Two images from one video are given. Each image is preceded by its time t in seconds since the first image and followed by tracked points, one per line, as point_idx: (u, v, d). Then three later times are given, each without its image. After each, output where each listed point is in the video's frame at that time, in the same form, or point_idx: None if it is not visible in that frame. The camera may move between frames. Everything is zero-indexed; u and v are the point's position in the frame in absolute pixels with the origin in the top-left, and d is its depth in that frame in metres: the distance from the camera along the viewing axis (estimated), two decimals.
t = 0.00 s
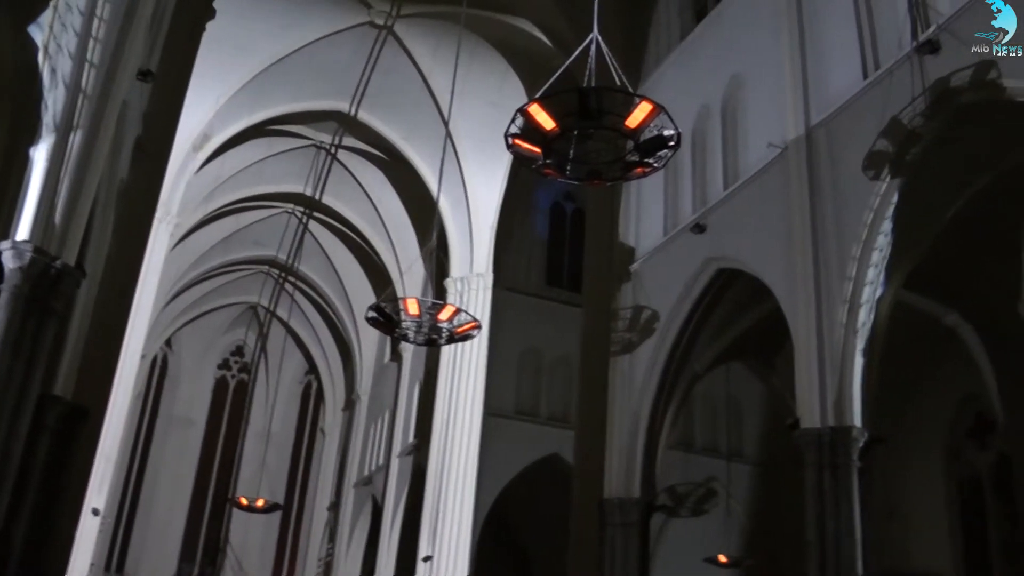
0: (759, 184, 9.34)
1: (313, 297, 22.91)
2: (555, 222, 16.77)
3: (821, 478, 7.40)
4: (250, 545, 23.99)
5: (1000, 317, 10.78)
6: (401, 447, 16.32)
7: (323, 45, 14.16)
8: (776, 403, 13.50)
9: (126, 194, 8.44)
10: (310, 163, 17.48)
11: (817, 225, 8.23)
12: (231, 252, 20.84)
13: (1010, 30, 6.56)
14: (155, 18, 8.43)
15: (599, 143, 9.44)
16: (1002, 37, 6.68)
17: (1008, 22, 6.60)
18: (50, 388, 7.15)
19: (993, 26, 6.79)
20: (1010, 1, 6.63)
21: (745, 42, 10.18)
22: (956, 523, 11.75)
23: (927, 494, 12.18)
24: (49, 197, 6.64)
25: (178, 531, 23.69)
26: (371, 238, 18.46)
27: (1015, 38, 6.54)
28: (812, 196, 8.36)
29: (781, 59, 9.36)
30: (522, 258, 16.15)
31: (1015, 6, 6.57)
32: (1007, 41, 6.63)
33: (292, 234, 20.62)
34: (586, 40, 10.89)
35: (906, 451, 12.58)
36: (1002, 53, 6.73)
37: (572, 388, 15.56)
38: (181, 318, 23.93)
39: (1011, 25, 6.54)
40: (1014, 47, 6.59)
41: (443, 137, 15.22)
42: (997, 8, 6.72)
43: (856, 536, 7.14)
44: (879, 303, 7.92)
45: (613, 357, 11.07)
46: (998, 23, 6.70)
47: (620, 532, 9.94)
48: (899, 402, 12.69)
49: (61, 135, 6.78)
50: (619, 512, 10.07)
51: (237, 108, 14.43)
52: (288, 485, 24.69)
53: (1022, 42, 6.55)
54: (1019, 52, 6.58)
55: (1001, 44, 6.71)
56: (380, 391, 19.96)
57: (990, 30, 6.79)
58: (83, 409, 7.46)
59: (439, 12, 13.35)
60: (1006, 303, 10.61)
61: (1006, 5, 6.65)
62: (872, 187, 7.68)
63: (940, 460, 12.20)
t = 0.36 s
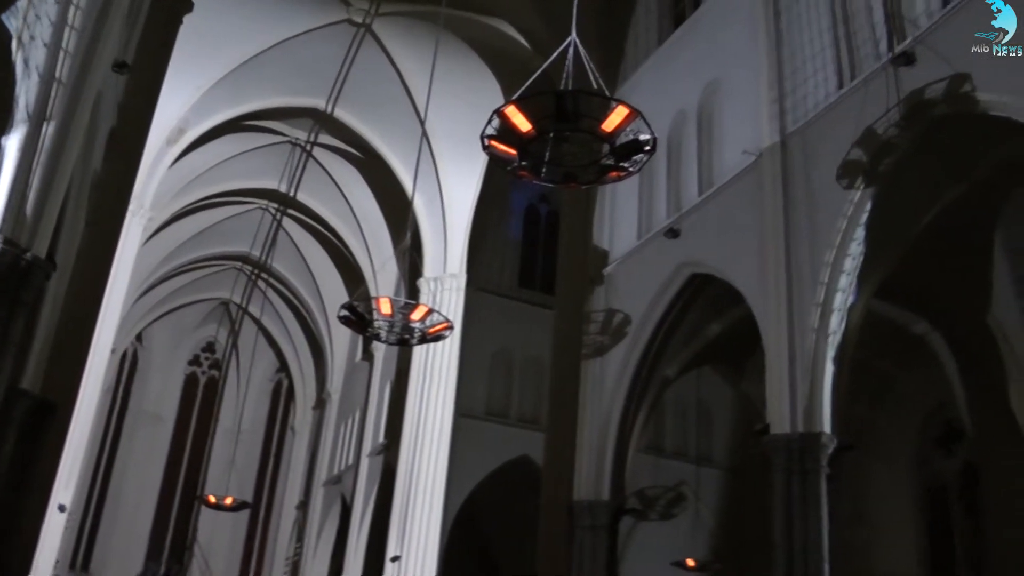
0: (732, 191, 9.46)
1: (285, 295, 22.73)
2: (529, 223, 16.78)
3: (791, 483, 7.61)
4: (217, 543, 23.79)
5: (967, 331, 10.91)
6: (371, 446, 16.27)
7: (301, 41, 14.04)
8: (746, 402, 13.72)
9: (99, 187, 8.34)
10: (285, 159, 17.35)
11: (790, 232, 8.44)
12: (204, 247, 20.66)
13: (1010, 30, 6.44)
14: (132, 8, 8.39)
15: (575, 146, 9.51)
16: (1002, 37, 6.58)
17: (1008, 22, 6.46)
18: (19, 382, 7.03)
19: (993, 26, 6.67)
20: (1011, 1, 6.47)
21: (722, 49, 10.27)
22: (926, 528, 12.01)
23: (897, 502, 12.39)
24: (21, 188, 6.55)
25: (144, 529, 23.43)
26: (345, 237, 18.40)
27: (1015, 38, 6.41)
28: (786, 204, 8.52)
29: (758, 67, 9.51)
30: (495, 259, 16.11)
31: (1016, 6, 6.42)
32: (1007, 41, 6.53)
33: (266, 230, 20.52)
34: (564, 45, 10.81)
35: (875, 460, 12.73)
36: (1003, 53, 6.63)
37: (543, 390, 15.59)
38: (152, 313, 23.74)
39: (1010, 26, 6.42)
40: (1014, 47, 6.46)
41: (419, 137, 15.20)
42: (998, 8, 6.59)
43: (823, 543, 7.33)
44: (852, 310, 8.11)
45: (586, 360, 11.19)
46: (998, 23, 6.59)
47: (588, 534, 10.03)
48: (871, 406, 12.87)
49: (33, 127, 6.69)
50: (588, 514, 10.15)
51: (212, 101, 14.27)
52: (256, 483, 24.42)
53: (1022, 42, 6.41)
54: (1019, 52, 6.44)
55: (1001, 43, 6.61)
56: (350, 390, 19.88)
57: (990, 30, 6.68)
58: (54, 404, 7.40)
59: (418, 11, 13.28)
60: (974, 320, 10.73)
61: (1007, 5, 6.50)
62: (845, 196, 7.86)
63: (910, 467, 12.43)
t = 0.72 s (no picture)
0: (706, 195, 9.60)
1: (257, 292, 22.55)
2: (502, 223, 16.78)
3: (760, 487, 7.81)
4: (184, 542, 23.49)
5: (931, 331, 11.32)
6: (341, 445, 16.17)
7: (278, 37, 13.91)
8: (715, 407, 13.90)
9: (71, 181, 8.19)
10: (259, 155, 17.18)
11: (763, 238, 8.58)
12: (175, 243, 20.40)
13: (1010, 29, 6.40)
14: None
15: (550, 148, 9.54)
16: (1002, 37, 6.53)
17: (1008, 22, 6.43)
18: None
19: (993, 26, 6.63)
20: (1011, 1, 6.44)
21: (699, 55, 10.37)
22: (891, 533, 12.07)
23: (863, 506, 12.52)
24: None
25: (110, 527, 23.10)
26: (318, 235, 18.28)
27: (1015, 38, 6.37)
28: (759, 211, 8.70)
29: (734, 74, 9.67)
30: (468, 260, 16.09)
31: (1015, 6, 6.40)
32: (1007, 41, 6.48)
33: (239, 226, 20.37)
34: (540, 47, 10.81)
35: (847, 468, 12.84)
36: (1003, 53, 6.58)
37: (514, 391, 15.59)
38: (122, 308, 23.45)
39: (1011, 26, 6.38)
40: (1014, 47, 6.42)
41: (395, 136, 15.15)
42: (998, 8, 6.56)
43: (790, 543, 7.57)
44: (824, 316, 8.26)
45: (557, 362, 11.24)
46: (998, 23, 6.55)
47: (558, 535, 10.10)
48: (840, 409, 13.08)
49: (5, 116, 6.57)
50: (556, 516, 10.20)
51: (187, 96, 13.94)
52: (225, 482, 24.24)
53: (1022, 41, 6.37)
54: (1019, 52, 6.40)
55: (1001, 43, 6.56)
56: (320, 389, 19.78)
57: (990, 30, 6.64)
58: (22, 400, 7.29)
59: (397, 9, 13.19)
60: (942, 326, 11.15)
61: (1007, 5, 6.47)
62: (818, 204, 8.05)
63: (875, 471, 12.54)
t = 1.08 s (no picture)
0: (678, 196, 9.71)
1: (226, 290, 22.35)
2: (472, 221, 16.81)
3: (727, 488, 7.86)
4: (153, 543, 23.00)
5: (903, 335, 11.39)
6: (310, 444, 15.98)
7: (248, 34, 13.75)
8: (685, 410, 13.84)
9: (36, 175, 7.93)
10: (229, 151, 17.01)
11: (734, 241, 8.75)
12: (142, 241, 19.98)
13: (1011, 30, 6.40)
14: None
15: (522, 148, 9.55)
16: (1002, 37, 6.51)
17: (1008, 22, 6.43)
18: None
19: (993, 26, 6.62)
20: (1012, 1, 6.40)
21: (672, 58, 10.48)
22: (856, 533, 12.20)
23: (828, 505, 12.61)
24: None
25: (75, 527, 22.64)
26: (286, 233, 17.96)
27: (1016, 38, 6.36)
28: (730, 213, 8.91)
29: (706, 77, 9.84)
30: (436, 259, 16.04)
31: (1015, 6, 6.35)
32: (1007, 40, 6.45)
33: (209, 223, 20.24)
34: (513, 47, 10.71)
35: (813, 468, 12.99)
36: (1003, 53, 6.55)
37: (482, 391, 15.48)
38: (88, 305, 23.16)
39: (1010, 26, 6.38)
40: (1014, 47, 6.37)
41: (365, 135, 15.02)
42: (998, 7, 6.54)
43: (756, 542, 7.65)
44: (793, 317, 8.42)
45: (527, 362, 11.09)
46: (998, 23, 6.53)
47: (526, 536, 10.12)
48: (807, 408, 13.27)
49: None
50: (524, 517, 10.21)
51: (156, 91, 13.57)
52: (192, 484, 23.76)
53: (1023, 41, 6.37)
54: (1019, 51, 6.39)
55: (1001, 43, 6.53)
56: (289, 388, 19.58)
57: (990, 30, 6.62)
58: None
59: (369, 8, 13.14)
60: (906, 329, 11.31)
61: (1007, 5, 6.44)
62: (788, 207, 8.29)
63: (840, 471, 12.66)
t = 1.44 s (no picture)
0: (648, 197, 9.71)
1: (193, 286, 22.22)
2: (441, 222, 16.78)
3: (694, 487, 7.93)
4: (117, 542, 22.96)
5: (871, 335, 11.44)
6: (276, 443, 15.81)
7: (217, 29, 13.76)
8: (653, 411, 13.83)
9: None
10: (198, 147, 16.93)
11: (701, 242, 8.79)
12: (109, 236, 19.81)
13: (1011, 29, 6.20)
14: None
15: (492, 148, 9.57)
16: (1002, 37, 6.31)
17: (1008, 21, 6.23)
18: None
19: (993, 26, 6.44)
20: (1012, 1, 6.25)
21: (643, 58, 10.49)
22: (824, 534, 12.20)
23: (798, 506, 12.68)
24: None
25: (38, 525, 22.51)
26: (254, 228, 17.96)
27: (1016, 37, 6.15)
28: (699, 213, 8.92)
29: (676, 80, 9.86)
30: (407, 258, 16.02)
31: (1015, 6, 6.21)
32: (1007, 40, 6.24)
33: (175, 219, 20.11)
34: (485, 47, 10.62)
35: (779, 468, 13.09)
36: (1003, 53, 6.33)
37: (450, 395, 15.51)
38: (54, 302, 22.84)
39: (1010, 26, 6.20)
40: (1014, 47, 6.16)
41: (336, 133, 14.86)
42: (997, 8, 6.37)
43: (723, 540, 7.73)
44: (759, 320, 8.49)
45: (495, 361, 11.12)
46: (998, 23, 6.35)
47: (492, 535, 10.12)
48: (778, 407, 13.27)
49: None
50: (492, 516, 10.21)
51: (123, 85, 13.56)
52: (158, 480, 23.73)
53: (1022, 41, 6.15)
54: (1019, 51, 6.14)
55: (1001, 43, 6.33)
56: (257, 386, 19.52)
57: (991, 30, 6.43)
58: None
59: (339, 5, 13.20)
60: (875, 332, 11.37)
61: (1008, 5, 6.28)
62: (757, 209, 8.32)
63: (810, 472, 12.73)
